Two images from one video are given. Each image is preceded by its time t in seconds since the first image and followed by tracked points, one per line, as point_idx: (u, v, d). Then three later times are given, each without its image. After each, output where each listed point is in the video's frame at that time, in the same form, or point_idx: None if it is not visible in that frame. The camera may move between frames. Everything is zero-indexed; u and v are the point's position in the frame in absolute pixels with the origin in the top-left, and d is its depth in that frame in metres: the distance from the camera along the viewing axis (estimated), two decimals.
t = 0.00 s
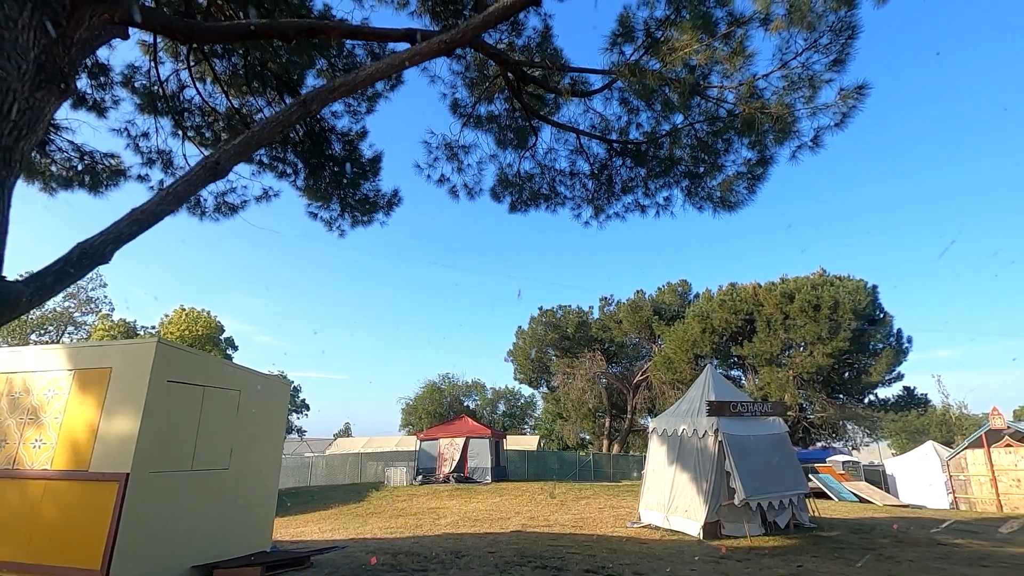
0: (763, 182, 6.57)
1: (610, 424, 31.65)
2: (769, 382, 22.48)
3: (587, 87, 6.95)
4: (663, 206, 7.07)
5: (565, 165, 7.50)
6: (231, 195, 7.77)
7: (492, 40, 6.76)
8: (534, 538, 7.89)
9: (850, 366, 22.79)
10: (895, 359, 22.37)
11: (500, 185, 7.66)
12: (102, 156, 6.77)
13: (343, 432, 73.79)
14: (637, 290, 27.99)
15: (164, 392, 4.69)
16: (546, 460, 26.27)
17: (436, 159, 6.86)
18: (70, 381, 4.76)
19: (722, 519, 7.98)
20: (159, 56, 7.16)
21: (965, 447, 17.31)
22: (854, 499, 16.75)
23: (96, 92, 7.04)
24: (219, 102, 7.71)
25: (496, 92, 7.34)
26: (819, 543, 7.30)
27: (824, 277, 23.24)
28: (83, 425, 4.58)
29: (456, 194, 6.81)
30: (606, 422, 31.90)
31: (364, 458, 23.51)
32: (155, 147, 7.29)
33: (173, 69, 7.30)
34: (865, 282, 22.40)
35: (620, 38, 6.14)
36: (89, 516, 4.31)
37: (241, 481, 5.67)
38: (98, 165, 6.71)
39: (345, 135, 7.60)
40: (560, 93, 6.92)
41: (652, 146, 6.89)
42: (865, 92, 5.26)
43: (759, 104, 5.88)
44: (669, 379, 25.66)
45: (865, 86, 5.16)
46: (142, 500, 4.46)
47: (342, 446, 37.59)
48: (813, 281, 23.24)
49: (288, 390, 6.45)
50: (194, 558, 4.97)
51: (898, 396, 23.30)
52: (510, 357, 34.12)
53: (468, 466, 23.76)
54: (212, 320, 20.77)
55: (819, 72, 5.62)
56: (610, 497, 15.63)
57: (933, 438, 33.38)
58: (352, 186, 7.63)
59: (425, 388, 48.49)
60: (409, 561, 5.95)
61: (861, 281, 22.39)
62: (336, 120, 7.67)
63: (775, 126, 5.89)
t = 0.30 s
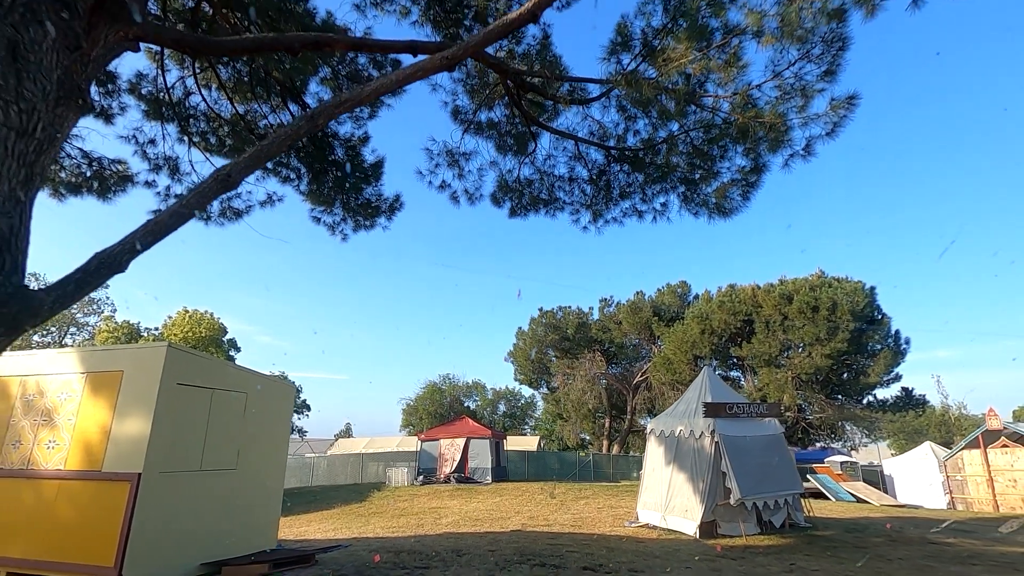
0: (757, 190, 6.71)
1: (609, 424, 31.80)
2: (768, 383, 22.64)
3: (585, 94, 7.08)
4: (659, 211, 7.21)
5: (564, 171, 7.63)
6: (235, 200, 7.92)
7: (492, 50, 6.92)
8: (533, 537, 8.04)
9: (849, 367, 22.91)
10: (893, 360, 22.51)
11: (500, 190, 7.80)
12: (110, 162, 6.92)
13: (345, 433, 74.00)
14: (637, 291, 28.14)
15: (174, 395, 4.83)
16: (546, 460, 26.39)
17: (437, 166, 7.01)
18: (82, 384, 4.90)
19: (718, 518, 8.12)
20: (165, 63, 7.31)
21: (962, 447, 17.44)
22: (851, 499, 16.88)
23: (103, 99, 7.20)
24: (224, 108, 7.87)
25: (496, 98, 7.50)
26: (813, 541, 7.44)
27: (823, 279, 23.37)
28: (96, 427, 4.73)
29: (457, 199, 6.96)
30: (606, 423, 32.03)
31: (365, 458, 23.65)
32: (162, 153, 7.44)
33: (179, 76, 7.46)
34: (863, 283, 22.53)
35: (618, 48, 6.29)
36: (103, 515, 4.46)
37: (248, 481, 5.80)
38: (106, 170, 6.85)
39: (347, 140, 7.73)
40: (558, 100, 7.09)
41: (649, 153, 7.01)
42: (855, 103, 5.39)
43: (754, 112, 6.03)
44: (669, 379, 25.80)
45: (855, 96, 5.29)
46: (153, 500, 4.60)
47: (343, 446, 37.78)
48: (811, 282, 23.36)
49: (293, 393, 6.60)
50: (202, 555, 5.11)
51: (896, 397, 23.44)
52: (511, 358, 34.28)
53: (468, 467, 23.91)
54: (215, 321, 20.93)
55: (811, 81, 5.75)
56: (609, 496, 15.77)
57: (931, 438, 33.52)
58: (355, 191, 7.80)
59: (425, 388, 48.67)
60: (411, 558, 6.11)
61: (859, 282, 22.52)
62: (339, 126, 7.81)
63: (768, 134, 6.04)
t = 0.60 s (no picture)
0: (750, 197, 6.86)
1: (609, 426, 31.93)
2: (766, 384, 22.79)
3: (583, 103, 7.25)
4: (656, 217, 7.36)
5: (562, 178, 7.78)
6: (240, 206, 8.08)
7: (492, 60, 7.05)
8: (533, 536, 8.21)
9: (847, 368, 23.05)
10: (891, 361, 22.66)
11: (500, 196, 7.94)
12: (118, 169, 7.08)
13: (345, 434, 74.19)
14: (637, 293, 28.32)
15: (185, 399, 4.98)
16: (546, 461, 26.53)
17: (439, 172, 7.16)
18: (95, 388, 5.06)
19: (714, 518, 8.27)
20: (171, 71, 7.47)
21: (959, 448, 17.59)
22: (849, 500, 17.03)
23: (111, 107, 7.36)
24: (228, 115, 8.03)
25: (496, 106, 7.67)
26: (807, 540, 7.59)
27: (821, 281, 23.52)
28: (108, 429, 4.88)
29: (458, 206, 7.11)
30: (606, 424, 32.17)
31: (366, 460, 23.77)
32: (168, 160, 7.60)
33: (185, 84, 7.62)
34: (861, 285, 22.69)
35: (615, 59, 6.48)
36: (116, 515, 4.61)
37: (255, 482, 5.95)
38: (114, 178, 7.02)
39: (350, 147, 7.86)
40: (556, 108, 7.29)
41: (646, 160, 7.13)
42: (845, 114, 5.55)
43: (748, 122, 6.19)
44: (669, 381, 25.96)
45: (845, 107, 5.45)
46: (165, 500, 4.76)
47: (344, 446, 37.96)
48: (810, 284, 23.51)
49: (298, 396, 6.75)
50: (211, 553, 5.26)
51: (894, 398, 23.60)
52: (511, 359, 34.45)
53: (469, 468, 24.06)
54: (218, 324, 21.10)
55: (803, 91, 5.88)
56: (608, 497, 15.92)
57: (930, 438, 33.70)
58: (357, 197, 7.97)
59: (426, 389, 48.86)
60: (414, 557, 6.27)
61: (857, 284, 22.69)
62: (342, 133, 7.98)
63: (762, 142, 6.19)
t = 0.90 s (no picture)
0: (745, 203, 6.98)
1: (610, 426, 32.06)
2: (766, 385, 22.91)
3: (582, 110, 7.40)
4: (654, 222, 7.47)
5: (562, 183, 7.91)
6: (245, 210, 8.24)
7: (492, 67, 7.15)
8: (534, 535, 8.35)
9: (846, 368, 23.17)
10: (890, 362, 22.77)
11: (501, 201, 8.06)
12: (126, 175, 7.23)
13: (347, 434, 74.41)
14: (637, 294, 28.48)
15: (194, 401, 5.13)
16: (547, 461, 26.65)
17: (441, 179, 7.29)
18: (107, 390, 5.20)
19: (712, 517, 8.41)
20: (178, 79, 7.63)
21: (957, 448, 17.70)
22: (847, 500, 17.16)
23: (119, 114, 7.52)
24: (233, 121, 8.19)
25: (497, 112, 7.81)
26: (802, 539, 7.72)
27: (820, 282, 23.64)
28: (121, 431, 5.03)
29: (460, 211, 7.24)
30: (606, 424, 32.32)
31: (368, 460, 23.91)
32: (175, 166, 7.75)
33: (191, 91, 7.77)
34: (860, 286, 22.83)
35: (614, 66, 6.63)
36: (129, 514, 4.76)
37: (261, 483, 6.09)
38: (122, 184, 7.17)
39: (352, 152, 8.01)
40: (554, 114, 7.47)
41: (645, 166, 7.22)
42: (837, 123, 5.69)
43: (743, 129, 6.34)
44: (668, 381, 26.10)
45: (837, 117, 5.59)
46: (175, 499, 4.90)
47: (346, 446, 38.14)
48: (809, 285, 23.63)
49: (303, 399, 6.89)
50: (220, 551, 5.40)
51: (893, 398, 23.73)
52: (512, 360, 34.61)
53: (470, 468, 24.21)
54: (221, 325, 21.27)
55: (798, 99, 6.04)
56: (608, 497, 16.08)
57: (930, 439, 33.79)
58: (360, 201, 8.11)
59: (427, 390, 49.04)
60: (416, 555, 6.42)
61: (856, 285, 22.83)
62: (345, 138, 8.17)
63: (756, 149, 6.35)
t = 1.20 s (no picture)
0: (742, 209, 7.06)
1: (612, 426, 32.19)
2: (768, 386, 23.00)
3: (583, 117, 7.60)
4: (655, 226, 7.58)
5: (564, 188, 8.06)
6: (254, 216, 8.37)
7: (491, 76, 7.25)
8: (536, 534, 8.49)
9: (848, 369, 23.25)
10: (891, 363, 22.86)
11: (503, 205, 8.20)
12: (136, 182, 7.39)
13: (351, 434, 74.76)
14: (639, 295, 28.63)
15: (207, 403, 5.29)
16: (550, 461, 26.77)
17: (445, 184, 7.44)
18: (122, 392, 5.37)
19: (711, 516, 8.53)
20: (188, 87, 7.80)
21: (958, 448, 17.77)
22: (849, 500, 17.25)
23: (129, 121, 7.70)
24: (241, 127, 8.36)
25: (499, 118, 7.97)
26: (800, 539, 7.83)
27: (822, 283, 23.73)
28: (136, 432, 5.19)
29: (463, 216, 7.37)
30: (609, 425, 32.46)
31: (372, 460, 24.10)
32: (185, 173, 7.92)
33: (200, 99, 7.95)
34: (861, 287, 22.93)
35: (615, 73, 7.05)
36: (145, 512, 4.93)
37: (271, 482, 6.23)
38: (132, 190, 7.34)
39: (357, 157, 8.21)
40: (555, 121, 7.64)
41: (645, 172, 7.29)
42: (832, 131, 5.81)
43: (741, 136, 6.51)
44: (670, 382, 26.23)
45: (832, 125, 5.71)
46: (190, 497, 5.07)
47: (350, 446, 38.33)
48: (811, 286, 23.72)
49: (311, 400, 7.05)
50: (231, 549, 5.55)
51: (895, 399, 23.84)
52: (515, 361, 34.79)
53: (474, 468, 24.38)
54: (227, 327, 21.49)
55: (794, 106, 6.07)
56: (610, 497, 16.23)
57: (932, 439, 33.83)
58: (366, 206, 8.29)
59: (430, 391, 49.28)
60: (422, 553, 6.58)
61: (857, 286, 22.92)
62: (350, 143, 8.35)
63: (754, 155, 6.53)
